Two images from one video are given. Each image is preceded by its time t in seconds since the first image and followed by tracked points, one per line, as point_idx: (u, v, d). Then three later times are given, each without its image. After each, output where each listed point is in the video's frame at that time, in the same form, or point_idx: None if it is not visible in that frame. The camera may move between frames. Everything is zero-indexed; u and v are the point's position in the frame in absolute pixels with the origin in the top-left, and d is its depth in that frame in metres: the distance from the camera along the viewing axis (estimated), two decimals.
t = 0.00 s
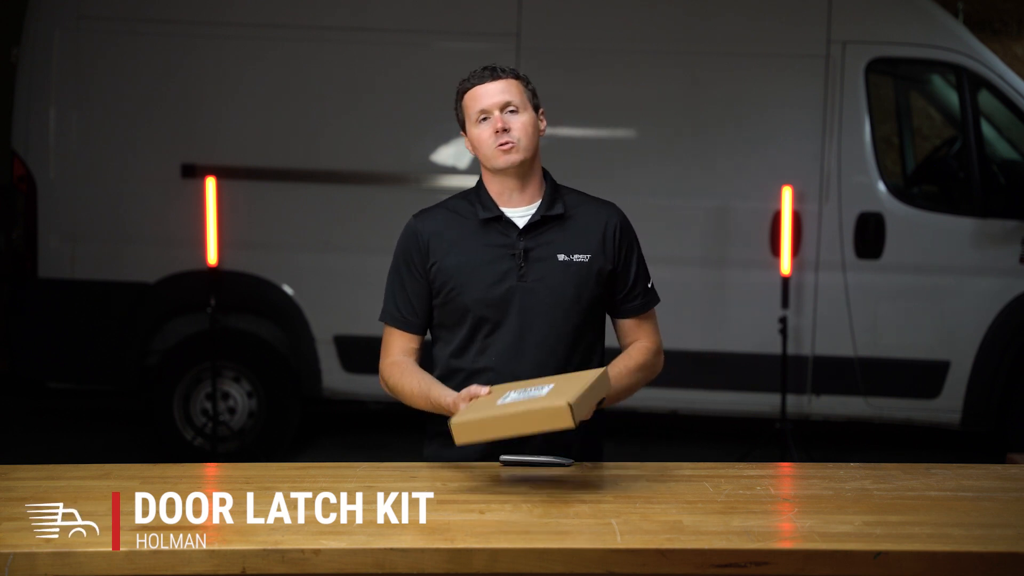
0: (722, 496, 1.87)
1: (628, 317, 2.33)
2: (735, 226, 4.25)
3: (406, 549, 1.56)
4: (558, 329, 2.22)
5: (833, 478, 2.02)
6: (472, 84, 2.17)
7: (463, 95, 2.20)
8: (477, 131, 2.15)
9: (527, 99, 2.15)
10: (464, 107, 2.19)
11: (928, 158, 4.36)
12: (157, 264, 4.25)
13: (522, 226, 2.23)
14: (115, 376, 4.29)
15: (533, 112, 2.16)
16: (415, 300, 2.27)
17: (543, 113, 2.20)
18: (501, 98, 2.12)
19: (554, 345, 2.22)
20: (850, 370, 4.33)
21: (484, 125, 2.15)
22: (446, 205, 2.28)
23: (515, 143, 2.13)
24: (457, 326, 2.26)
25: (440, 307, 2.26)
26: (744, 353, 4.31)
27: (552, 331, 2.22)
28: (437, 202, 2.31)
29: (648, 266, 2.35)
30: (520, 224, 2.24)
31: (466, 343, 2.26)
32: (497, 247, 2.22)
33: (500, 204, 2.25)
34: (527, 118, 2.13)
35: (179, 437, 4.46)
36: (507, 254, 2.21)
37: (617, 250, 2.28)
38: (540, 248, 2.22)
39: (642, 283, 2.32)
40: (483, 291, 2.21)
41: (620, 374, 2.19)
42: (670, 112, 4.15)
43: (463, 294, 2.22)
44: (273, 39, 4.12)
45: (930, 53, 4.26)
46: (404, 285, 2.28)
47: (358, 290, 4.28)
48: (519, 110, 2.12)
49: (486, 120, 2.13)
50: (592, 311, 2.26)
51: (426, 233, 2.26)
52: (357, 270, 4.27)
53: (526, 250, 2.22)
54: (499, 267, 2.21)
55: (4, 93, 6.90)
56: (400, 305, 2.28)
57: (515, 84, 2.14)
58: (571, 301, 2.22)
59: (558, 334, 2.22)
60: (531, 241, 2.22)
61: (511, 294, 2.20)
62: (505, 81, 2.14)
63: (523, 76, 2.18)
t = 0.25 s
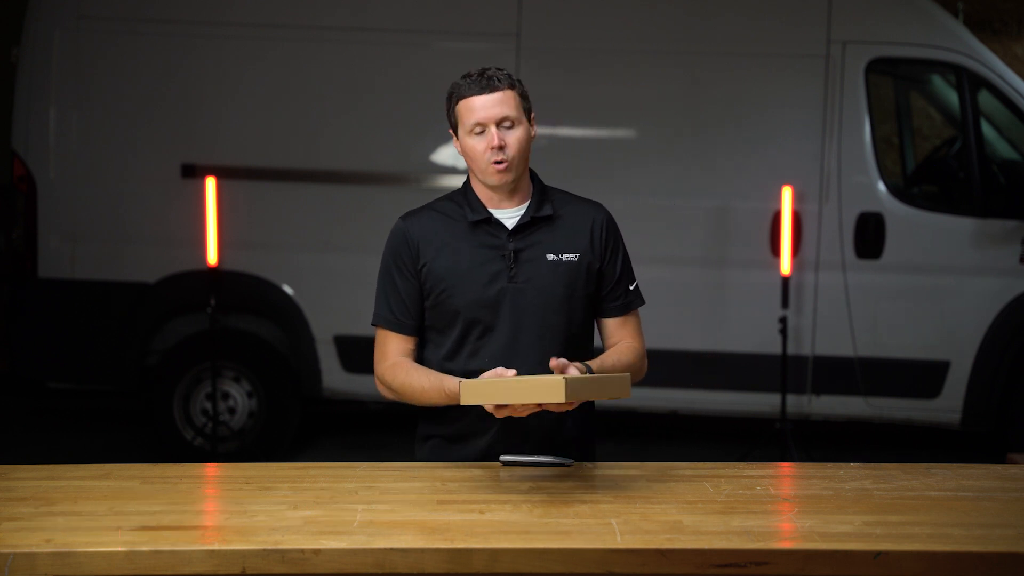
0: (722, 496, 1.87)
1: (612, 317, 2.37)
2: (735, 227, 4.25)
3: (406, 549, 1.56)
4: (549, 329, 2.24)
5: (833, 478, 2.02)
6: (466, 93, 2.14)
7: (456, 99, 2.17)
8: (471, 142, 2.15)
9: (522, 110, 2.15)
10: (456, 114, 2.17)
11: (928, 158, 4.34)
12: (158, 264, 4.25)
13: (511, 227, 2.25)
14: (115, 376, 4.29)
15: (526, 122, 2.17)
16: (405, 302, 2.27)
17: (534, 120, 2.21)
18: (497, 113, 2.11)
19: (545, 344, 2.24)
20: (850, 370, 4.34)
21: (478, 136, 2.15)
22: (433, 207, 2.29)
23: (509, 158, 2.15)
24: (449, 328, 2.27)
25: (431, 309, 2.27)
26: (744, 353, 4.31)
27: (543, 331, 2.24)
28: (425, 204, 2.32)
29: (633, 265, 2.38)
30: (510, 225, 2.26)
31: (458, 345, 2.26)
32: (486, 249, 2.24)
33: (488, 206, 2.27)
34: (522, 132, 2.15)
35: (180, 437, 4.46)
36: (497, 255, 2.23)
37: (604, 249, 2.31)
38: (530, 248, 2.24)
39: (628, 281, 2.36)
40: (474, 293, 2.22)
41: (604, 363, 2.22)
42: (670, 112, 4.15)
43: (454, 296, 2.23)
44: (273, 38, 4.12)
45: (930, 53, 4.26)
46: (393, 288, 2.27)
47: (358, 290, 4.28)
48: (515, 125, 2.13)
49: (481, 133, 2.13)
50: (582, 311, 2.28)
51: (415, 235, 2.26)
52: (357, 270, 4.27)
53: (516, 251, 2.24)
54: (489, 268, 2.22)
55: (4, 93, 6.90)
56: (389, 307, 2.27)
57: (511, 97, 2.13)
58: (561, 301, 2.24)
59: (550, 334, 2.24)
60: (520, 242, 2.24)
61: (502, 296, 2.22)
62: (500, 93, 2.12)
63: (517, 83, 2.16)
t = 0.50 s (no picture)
0: (722, 496, 1.88)
1: (607, 318, 2.37)
2: (735, 226, 4.25)
3: (406, 549, 1.56)
4: (542, 332, 2.24)
5: (833, 478, 2.03)
6: (463, 104, 2.12)
7: (452, 107, 2.15)
8: (469, 154, 2.14)
9: (518, 120, 2.14)
10: (453, 124, 2.15)
11: (928, 158, 4.35)
12: (158, 264, 4.25)
13: (504, 231, 2.26)
14: (115, 376, 4.29)
15: (523, 132, 2.16)
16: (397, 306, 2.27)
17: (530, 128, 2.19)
18: (496, 125, 2.10)
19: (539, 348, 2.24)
20: (850, 370, 4.34)
21: (475, 147, 2.13)
22: (425, 210, 2.30)
23: (508, 170, 2.14)
24: (442, 332, 2.27)
25: (424, 313, 2.27)
26: (744, 353, 4.31)
27: (536, 334, 2.24)
28: (417, 207, 2.32)
29: (629, 265, 2.38)
30: (501, 229, 2.27)
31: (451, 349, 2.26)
32: (479, 252, 2.24)
33: (481, 209, 2.28)
34: (519, 143, 2.14)
35: (179, 437, 4.47)
36: (490, 258, 2.24)
37: (598, 250, 2.31)
38: (522, 252, 2.25)
39: (623, 282, 2.35)
40: (466, 297, 2.22)
41: (612, 368, 2.22)
42: (670, 112, 4.15)
43: (446, 300, 2.23)
44: (273, 38, 4.12)
45: (929, 53, 4.26)
46: (385, 291, 2.27)
47: (358, 290, 4.28)
48: (513, 137, 2.12)
49: (479, 145, 2.12)
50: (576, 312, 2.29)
51: (406, 239, 2.26)
52: (357, 270, 4.27)
53: (508, 254, 2.24)
54: (482, 272, 2.23)
55: (4, 93, 6.90)
56: (381, 311, 2.27)
57: (508, 109, 2.11)
58: (554, 304, 2.25)
59: (543, 337, 2.24)
60: (513, 245, 2.25)
61: (494, 299, 2.22)
62: (499, 105, 2.11)
63: (514, 93, 2.14)
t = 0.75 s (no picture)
0: (722, 496, 1.88)
1: (609, 317, 2.37)
2: (735, 226, 4.25)
3: (406, 549, 1.56)
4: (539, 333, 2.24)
5: (833, 478, 2.02)
6: (453, 110, 2.11)
7: (441, 112, 2.14)
8: (461, 160, 2.13)
9: (509, 122, 2.13)
10: (443, 130, 2.15)
11: (928, 158, 4.35)
12: (158, 264, 4.25)
13: (500, 232, 2.26)
14: (115, 376, 4.29)
15: (514, 134, 2.15)
16: (393, 307, 2.28)
17: (521, 129, 2.19)
18: (487, 130, 2.09)
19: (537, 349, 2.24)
20: (850, 370, 4.34)
21: (467, 152, 2.13)
22: (422, 211, 2.30)
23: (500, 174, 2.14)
24: (438, 333, 2.27)
25: (420, 314, 2.28)
26: (744, 353, 4.31)
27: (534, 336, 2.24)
28: (413, 209, 2.32)
29: (628, 264, 2.37)
30: (498, 230, 2.26)
31: (447, 350, 2.26)
32: (475, 254, 2.24)
33: (476, 210, 2.27)
34: (510, 146, 2.13)
35: (179, 437, 4.47)
36: (486, 260, 2.24)
37: (596, 251, 2.31)
38: (518, 253, 2.25)
39: (622, 282, 2.35)
40: (462, 299, 2.22)
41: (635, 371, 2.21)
42: (670, 112, 4.15)
43: (442, 301, 2.23)
44: (273, 39, 4.12)
45: (929, 53, 4.26)
46: (381, 293, 2.28)
47: (358, 290, 4.28)
48: (505, 140, 2.12)
49: (470, 150, 2.12)
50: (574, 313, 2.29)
51: (402, 240, 2.26)
52: (357, 270, 4.27)
53: (504, 256, 2.24)
54: (478, 274, 2.23)
55: (4, 93, 6.90)
56: (377, 312, 2.28)
57: (498, 112, 2.10)
58: (551, 305, 2.25)
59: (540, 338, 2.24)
60: (509, 246, 2.25)
61: (491, 301, 2.22)
62: (488, 109, 2.10)
63: (503, 95, 2.14)
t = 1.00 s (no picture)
0: (722, 496, 1.88)
1: (610, 316, 2.37)
2: (735, 226, 4.25)
3: (406, 549, 1.56)
4: (541, 332, 2.24)
5: (833, 478, 2.02)
6: (448, 98, 2.14)
7: (438, 104, 2.17)
8: (457, 148, 2.15)
9: (505, 111, 2.15)
10: (440, 120, 2.17)
11: (928, 158, 4.35)
12: (158, 264, 4.25)
13: (501, 230, 2.25)
14: (115, 376, 4.29)
15: (511, 124, 2.16)
16: (394, 307, 2.27)
17: (519, 122, 2.19)
18: (481, 116, 2.11)
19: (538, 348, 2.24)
20: (850, 370, 4.34)
21: (463, 141, 2.14)
22: (423, 210, 2.30)
23: (496, 161, 2.14)
24: (440, 333, 2.27)
25: (421, 314, 2.28)
26: (744, 353, 4.31)
27: (535, 334, 2.24)
28: (414, 208, 2.32)
29: (628, 263, 2.38)
30: (499, 228, 2.26)
31: (449, 349, 2.27)
32: (476, 252, 2.24)
33: (477, 209, 2.27)
34: (507, 133, 2.14)
35: (179, 437, 4.47)
36: (487, 259, 2.24)
37: (596, 249, 2.31)
38: (520, 251, 2.25)
39: (623, 281, 2.35)
40: (464, 298, 2.22)
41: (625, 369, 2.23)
42: (670, 112, 4.15)
43: (444, 301, 2.23)
44: (273, 39, 4.12)
45: (929, 53, 4.26)
46: (382, 292, 2.27)
47: (358, 290, 4.28)
48: (500, 127, 2.13)
49: (465, 138, 2.13)
50: (575, 312, 2.29)
51: (404, 239, 2.26)
52: (357, 270, 4.27)
53: (506, 254, 2.24)
54: (478, 273, 2.23)
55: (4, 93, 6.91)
56: (378, 312, 2.27)
57: (493, 99, 2.12)
58: (552, 304, 2.25)
59: (541, 337, 2.24)
60: (510, 245, 2.25)
61: (492, 299, 2.22)
62: (483, 96, 2.12)
63: (498, 85, 2.16)
